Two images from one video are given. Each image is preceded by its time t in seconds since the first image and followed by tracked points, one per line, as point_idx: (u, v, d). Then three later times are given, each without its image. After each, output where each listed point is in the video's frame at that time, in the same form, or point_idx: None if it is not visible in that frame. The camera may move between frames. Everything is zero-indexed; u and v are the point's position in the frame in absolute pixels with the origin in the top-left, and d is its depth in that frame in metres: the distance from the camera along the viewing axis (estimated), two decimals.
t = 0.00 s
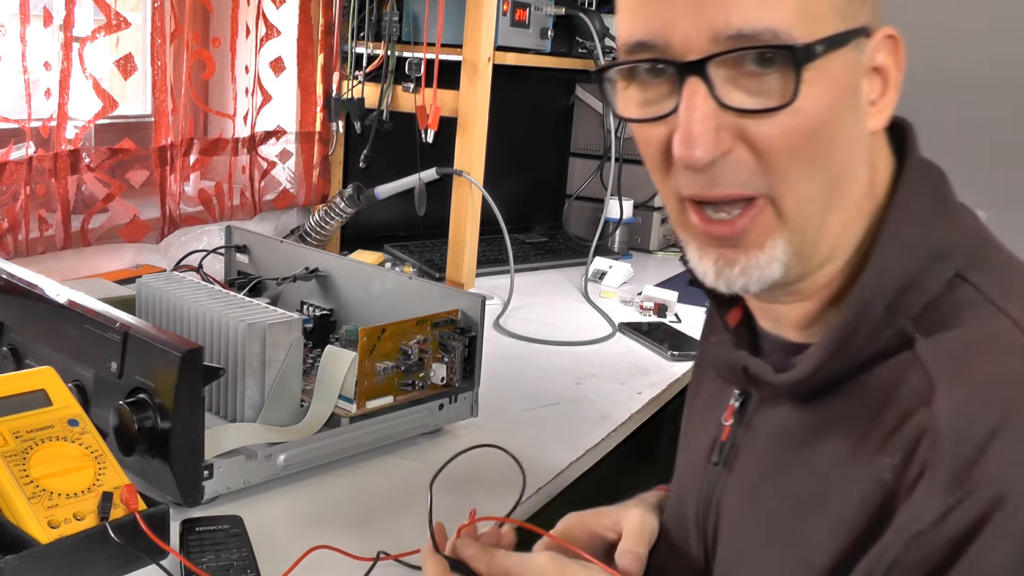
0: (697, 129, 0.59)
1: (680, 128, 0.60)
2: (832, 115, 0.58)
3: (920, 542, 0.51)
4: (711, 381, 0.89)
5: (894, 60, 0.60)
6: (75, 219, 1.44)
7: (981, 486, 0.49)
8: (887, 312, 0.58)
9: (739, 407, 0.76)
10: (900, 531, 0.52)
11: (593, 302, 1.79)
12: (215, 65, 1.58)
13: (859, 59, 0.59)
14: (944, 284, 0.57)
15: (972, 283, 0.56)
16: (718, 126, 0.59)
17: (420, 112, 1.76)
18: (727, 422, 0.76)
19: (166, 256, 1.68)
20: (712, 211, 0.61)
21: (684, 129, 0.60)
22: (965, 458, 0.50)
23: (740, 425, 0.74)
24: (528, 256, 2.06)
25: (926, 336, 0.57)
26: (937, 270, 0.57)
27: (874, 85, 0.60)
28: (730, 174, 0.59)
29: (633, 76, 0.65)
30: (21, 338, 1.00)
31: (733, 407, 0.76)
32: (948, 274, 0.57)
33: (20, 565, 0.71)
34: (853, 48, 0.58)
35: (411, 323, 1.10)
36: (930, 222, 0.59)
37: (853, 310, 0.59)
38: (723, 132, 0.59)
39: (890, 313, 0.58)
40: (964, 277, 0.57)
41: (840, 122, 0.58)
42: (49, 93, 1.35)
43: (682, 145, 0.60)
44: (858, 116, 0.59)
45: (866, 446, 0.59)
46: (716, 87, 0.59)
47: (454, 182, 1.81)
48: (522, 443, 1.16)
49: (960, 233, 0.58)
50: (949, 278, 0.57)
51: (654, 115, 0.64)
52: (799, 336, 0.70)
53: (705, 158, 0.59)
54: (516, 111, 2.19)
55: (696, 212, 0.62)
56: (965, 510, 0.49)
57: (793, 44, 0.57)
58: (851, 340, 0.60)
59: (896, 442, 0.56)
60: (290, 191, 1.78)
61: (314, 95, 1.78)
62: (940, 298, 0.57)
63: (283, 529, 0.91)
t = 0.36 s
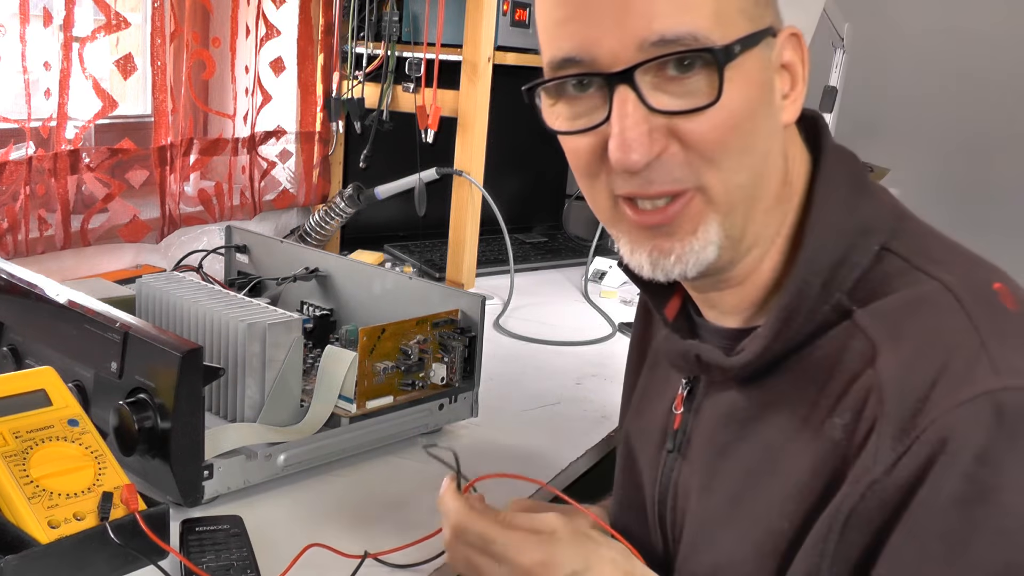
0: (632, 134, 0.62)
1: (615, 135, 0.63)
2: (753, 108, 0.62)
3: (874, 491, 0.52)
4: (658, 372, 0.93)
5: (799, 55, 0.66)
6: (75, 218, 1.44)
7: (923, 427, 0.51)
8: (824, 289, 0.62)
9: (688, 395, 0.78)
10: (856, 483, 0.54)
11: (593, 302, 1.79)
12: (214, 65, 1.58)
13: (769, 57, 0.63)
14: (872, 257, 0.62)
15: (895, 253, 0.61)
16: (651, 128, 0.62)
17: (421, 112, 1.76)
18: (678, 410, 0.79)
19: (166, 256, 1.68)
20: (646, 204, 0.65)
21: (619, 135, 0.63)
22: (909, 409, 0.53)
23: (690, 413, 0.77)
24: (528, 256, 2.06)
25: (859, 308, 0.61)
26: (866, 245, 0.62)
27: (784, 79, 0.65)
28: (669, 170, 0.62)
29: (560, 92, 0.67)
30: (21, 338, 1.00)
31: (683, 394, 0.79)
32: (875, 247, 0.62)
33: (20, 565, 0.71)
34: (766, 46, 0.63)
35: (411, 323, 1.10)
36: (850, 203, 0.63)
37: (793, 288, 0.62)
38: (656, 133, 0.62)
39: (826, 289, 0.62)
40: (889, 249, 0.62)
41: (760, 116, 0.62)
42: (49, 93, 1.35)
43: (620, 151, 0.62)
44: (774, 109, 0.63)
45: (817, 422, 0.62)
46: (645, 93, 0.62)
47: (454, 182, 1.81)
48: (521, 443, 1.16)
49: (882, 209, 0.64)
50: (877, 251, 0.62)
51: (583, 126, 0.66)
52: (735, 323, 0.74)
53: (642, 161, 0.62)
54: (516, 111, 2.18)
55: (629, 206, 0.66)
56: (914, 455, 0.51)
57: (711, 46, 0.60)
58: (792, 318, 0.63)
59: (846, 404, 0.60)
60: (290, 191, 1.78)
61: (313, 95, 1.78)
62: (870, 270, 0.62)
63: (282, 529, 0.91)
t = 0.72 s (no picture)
0: (635, 143, 0.66)
1: (619, 143, 0.67)
2: (755, 115, 0.66)
3: (864, 499, 0.54)
4: (677, 388, 0.93)
5: (806, 65, 0.69)
6: (75, 218, 1.44)
7: (914, 436, 0.53)
8: (826, 299, 0.64)
9: (699, 403, 0.81)
10: (849, 490, 0.56)
11: (593, 302, 1.79)
12: (215, 65, 1.58)
13: (773, 68, 0.67)
14: (876, 267, 0.64)
15: (899, 263, 0.63)
16: (653, 136, 0.66)
17: (421, 112, 1.76)
18: (690, 418, 0.81)
19: (166, 256, 1.68)
20: (649, 212, 0.69)
21: (623, 140, 0.67)
22: (900, 417, 0.55)
23: (701, 421, 0.79)
24: (528, 256, 2.06)
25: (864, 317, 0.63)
26: (868, 254, 0.64)
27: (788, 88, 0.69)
28: (672, 177, 0.66)
29: (569, 102, 0.72)
30: (21, 338, 1.00)
31: (695, 403, 0.81)
32: (879, 257, 0.63)
33: (20, 565, 0.71)
34: (770, 57, 0.67)
35: (411, 323, 1.10)
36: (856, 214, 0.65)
37: (794, 297, 0.64)
38: (658, 141, 0.66)
39: (829, 299, 0.64)
40: (893, 260, 0.63)
41: (762, 124, 0.66)
42: (49, 93, 1.35)
43: (623, 158, 0.67)
44: (777, 116, 0.67)
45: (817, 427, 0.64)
46: (648, 102, 0.66)
47: (454, 182, 1.81)
48: (521, 443, 1.16)
49: (886, 217, 0.65)
50: (880, 261, 0.63)
51: (590, 135, 0.71)
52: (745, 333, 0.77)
53: (643, 169, 0.66)
54: (516, 111, 2.18)
55: (633, 214, 0.70)
56: (903, 464, 0.53)
57: (713, 57, 0.64)
58: (793, 328, 0.65)
59: (842, 412, 0.62)
60: (290, 191, 1.78)
61: (314, 95, 1.79)
62: (873, 280, 0.64)
63: (281, 530, 0.91)
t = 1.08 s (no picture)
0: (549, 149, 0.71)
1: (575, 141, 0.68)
2: (649, 128, 0.64)
3: (905, 535, 0.52)
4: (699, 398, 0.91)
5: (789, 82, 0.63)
6: (75, 219, 1.44)
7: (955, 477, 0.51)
8: (858, 317, 0.62)
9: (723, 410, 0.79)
10: (887, 524, 0.54)
11: (593, 302, 1.79)
12: (215, 65, 1.58)
13: (691, 87, 0.63)
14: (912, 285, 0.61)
15: (935, 282, 0.61)
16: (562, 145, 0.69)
17: (421, 112, 1.76)
18: (712, 425, 0.80)
19: (166, 256, 1.68)
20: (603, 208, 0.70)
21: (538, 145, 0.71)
22: (943, 449, 0.52)
23: (724, 429, 0.77)
24: (528, 256, 2.06)
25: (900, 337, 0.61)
26: (904, 272, 0.61)
27: (729, 107, 0.63)
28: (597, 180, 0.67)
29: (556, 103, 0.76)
30: (21, 338, 1.00)
31: (719, 410, 0.80)
32: (915, 275, 0.61)
33: (20, 564, 0.71)
34: (687, 75, 0.63)
35: (411, 323, 1.10)
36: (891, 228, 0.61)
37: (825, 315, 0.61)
38: (566, 150, 0.69)
39: (862, 316, 0.62)
40: (928, 278, 0.61)
41: (658, 139, 0.64)
42: (49, 93, 1.35)
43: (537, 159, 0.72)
44: (761, 128, 0.63)
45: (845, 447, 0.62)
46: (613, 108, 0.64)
47: (454, 182, 1.81)
48: (523, 444, 1.16)
49: (922, 232, 0.62)
50: (916, 279, 0.61)
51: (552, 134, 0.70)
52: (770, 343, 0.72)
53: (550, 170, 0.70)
54: (515, 111, 2.19)
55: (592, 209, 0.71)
56: (947, 501, 0.51)
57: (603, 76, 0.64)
58: (825, 343, 0.62)
59: (878, 439, 0.59)
60: (290, 191, 1.78)
61: (314, 95, 1.79)
62: (907, 298, 0.61)
63: (282, 531, 0.91)
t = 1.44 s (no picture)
0: (544, 128, 0.78)
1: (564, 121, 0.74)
2: (625, 114, 0.69)
3: (861, 529, 0.51)
4: (698, 397, 0.92)
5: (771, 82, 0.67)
6: (75, 218, 1.44)
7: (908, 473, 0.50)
8: (832, 313, 0.63)
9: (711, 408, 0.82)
10: (846, 520, 0.53)
11: (592, 302, 1.79)
12: (215, 65, 1.58)
13: (665, 78, 0.68)
14: (885, 284, 0.62)
15: (908, 280, 0.61)
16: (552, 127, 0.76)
17: (421, 112, 1.77)
18: (702, 423, 0.82)
19: (166, 256, 1.68)
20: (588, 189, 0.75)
21: (535, 127, 0.79)
22: (900, 447, 0.52)
23: (711, 426, 0.80)
24: (528, 256, 2.06)
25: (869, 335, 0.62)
26: (879, 270, 0.62)
27: (701, 98, 0.67)
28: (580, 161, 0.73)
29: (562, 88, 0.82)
30: (21, 338, 1.00)
31: (707, 407, 0.82)
32: (889, 274, 0.61)
33: (20, 564, 0.71)
34: (665, 66, 0.68)
35: (411, 323, 1.10)
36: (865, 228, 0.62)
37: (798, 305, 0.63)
38: (555, 133, 0.76)
39: (836, 312, 0.63)
40: (903, 277, 0.61)
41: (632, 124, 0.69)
42: (49, 93, 1.35)
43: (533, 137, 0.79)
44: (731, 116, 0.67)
45: (815, 442, 0.63)
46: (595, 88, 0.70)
47: (454, 182, 1.81)
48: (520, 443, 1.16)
49: (903, 230, 0.63)
50: (890, 277, 0.61)
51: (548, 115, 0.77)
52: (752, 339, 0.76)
53: (543, 148, 0.78)
54: (515, 111, 2.18)
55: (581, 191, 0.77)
56: (902, 496, 0.50)
57: (584, 64, 0.70)
58: (796, 341, 0.64)
59: (836, 436, 0.61)
60: (290, 191, 1.79)
61: (314, 95, 1.79)
62: (880, 296, 0.62)
63: (281, 531, 0.91)
